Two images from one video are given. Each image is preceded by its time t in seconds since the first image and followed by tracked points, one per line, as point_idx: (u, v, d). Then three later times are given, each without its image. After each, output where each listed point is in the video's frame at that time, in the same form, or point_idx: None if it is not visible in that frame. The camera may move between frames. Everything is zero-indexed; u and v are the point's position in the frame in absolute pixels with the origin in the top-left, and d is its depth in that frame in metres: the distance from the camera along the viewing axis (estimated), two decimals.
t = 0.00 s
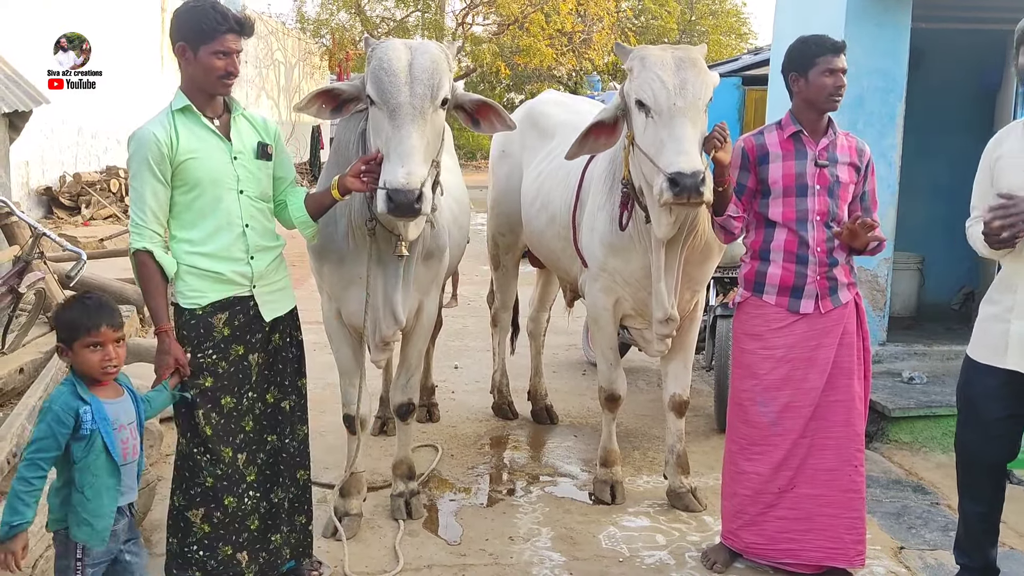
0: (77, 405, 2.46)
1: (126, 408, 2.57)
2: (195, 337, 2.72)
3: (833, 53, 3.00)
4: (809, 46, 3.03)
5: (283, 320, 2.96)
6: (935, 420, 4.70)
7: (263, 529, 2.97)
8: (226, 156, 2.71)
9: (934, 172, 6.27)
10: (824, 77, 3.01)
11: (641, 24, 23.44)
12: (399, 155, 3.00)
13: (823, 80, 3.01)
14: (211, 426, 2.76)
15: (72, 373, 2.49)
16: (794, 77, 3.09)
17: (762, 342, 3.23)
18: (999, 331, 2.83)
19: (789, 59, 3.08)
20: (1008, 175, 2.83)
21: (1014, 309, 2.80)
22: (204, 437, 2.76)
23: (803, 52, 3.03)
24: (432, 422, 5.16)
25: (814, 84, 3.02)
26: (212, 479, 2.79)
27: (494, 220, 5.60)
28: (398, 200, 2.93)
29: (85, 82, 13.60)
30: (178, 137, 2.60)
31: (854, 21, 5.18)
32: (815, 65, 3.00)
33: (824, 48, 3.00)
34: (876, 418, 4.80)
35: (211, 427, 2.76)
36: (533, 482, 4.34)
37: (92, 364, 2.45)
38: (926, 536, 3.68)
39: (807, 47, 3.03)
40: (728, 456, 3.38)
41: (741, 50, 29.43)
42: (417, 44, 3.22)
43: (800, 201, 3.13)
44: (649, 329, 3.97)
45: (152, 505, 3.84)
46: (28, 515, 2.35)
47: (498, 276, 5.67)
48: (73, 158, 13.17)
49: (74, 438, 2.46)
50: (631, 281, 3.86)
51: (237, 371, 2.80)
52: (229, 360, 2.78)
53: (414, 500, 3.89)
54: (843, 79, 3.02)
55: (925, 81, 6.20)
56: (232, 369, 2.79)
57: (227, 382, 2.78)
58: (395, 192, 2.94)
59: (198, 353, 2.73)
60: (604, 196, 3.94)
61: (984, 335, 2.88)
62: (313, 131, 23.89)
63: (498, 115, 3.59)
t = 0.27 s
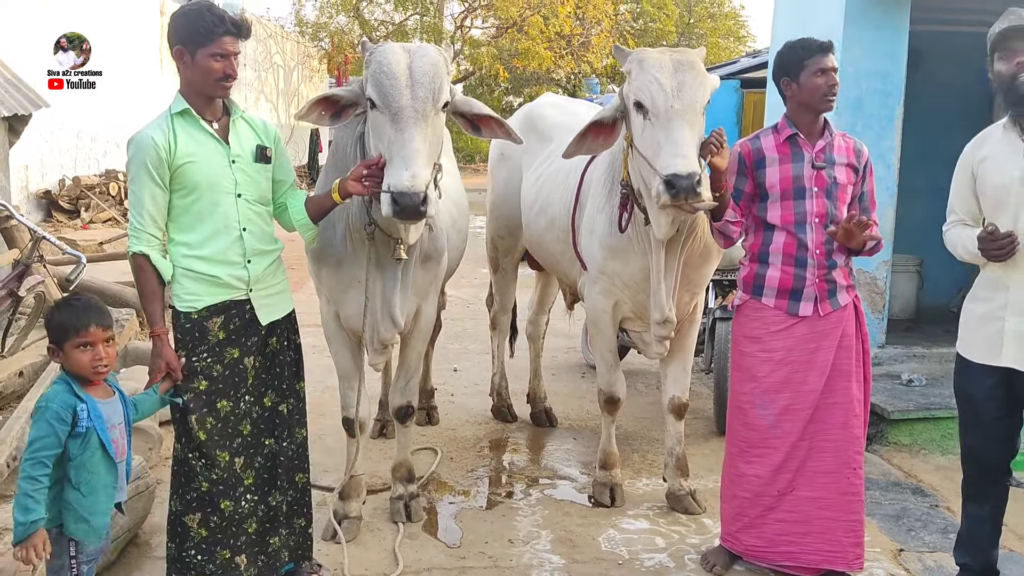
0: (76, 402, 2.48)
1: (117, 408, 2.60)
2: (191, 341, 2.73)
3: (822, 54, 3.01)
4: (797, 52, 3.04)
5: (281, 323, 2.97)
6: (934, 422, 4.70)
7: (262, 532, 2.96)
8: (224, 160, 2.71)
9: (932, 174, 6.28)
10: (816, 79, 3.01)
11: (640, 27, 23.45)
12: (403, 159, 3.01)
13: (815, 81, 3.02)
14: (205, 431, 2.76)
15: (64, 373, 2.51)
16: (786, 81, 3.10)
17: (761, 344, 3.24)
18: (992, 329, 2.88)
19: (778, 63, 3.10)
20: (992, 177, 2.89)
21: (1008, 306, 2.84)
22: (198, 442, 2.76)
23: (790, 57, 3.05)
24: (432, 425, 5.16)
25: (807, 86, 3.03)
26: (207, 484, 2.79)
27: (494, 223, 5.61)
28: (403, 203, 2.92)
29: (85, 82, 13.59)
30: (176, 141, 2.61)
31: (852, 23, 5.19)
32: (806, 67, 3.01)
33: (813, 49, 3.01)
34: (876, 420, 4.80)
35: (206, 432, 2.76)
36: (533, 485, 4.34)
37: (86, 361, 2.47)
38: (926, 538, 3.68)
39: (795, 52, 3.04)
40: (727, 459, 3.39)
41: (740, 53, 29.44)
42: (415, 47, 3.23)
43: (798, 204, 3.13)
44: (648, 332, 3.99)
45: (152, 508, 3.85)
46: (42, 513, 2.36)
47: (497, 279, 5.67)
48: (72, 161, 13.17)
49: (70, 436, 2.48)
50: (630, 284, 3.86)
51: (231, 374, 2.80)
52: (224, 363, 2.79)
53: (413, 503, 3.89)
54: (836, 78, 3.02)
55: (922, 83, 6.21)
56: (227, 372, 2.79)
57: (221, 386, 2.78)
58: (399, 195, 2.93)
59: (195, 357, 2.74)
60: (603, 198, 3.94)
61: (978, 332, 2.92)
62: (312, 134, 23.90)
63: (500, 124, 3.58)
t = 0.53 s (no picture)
0: (81, 403, 2.49)
1: (116, 411, 2.62)
2: (189, 343, 2.73)
3: (814, 55, 3.03)
4: (789, 55, 3.06)
5: (279, 327, 2.96)
6: (933, 424, 4.70)
7: (258, 535, 2.96)
8: (223, 163, 2.71)
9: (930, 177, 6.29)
10: (810, 80, 3.02)
11: (638, 30, 23.48)
12: (407, 162, 3.00)
13: (810, 82, 3.02)
14: (201, 434, 2.75)
15: (66, 375, 2.51)
16: (780, 86, 3.11)
17: (759, 347, 3.23)
18: (983, 332, 2.90)
19: (771, 68, 3.11)
20: (976, 178, 2.92)
21: (999, 308, 2.87)
22: (194, 445, 2.76)
23: (781, 62, 3.07)
24: (431, 428, 5.15)
25: (801, 88, 3.04)
26: (203, 486, 2.79)
27: (492, 226, 5.61)
28: (408, 206, 2.92)
29: (85, 83, 13.59)
30: (176, 144, 2.61)
31: (850, 26, 5.20)
32: (798, 69, 3.03)
33: (805, 51, 3.03)
34: (875, 422, 4.80)
35: (202, 434, 2.76)
36: (532, 488, 4.34)
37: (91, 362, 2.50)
38: (925, 540, 3.68)
39: (787, 56, 3.06)
40: (726, 461, 3.39)
41: (738, 55, 29.47)
42: (414, 51, 3.23)
43: (795, 206, 3.13)
44: (647, 334, 3.99)
45: (151, 512, 3.84)
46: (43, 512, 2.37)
47: (496, 282, 5.67)
48: (71, 164, 13.16)
49: (74, 437, 2.49)
50: (628, 286, 3.86)
51: (230, 377, 2.80)
52: (222, 367, 2.78)
53: (412, 506, 3.88)
54: (830, 79, 3.02)
55: (920, 85, 6.22)
56: (225, 375, 2.79)
57: (220, 389, 2.78)
58: (404, 198, 2.93)
59: (194, 360, 2.74)
60: (602, 201, 3.94)
61: (969, 334, 2.94)
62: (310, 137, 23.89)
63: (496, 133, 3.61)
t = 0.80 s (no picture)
0: (96, 410, 2.50)
1: (130, 414, 2.63)
2: (189, 345, 2.73)
3: (810, 57, 3.03)
4: (785, 57, 3.07)
5: (279, 329, 2.96)
6: (931, 425, 4.71)
7: (258, 536, 2.96)
8: (224, 165, 2.71)
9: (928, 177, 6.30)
10: (805, 81, 3.02)
11: (636, 31, 23.51)
12: (408, 163, 2.99)
13: (805, 83, 3.02)
14: (202, 435, 2.75)
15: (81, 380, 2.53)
16: (778, 87, 3.11)
17: (757, 347, 3.24)
18: (976, 334, 2.90)
19: (769, 69, 3.12)
20: (968, 179, 2.92)
21: (993, 309, 2.87)
22: (193, 447, 2.76)
23: (778, 63, 3.08)
24: (429, 429, 5.15)
25: (797, 88, 3.04)
26: (203, 488, 2.78)
27: (491, 227, 5.61)
28: (410, 206, 2.92)
29: (85, 83, 13.61)
30: (177, 145, 2.61)
31: (848, 26, 5.21)
32: (793, 71, 3.04)
33: (801, 52, 3.04)
34: (873, 423, 4.80)
35: (202, 436, 2.75)
36: (531, 489, 4.34)
37: (108, 368, 2.51)
38: (924, 541, 3.69)
39: (784, 57, 3.07)
40: (725, 461, 3.39)
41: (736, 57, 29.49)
42: (414, 53, 3.23)
43: (793, 207, 3.13)
44: (645, 335, 3.99)
45: (149, 514, 3.83)
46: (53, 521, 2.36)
47: (495, 283, 5.68)
48: (69, 166, 13.16)
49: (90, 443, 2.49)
50: (627, 288, 3.86)
51: (230, 379, 2.79)
52: (222, 368, 2.78)
53: (411, 508, 3.88)
54: (825, 79, 3.02)
55: (918, 86, 6.23)
56: (226, 377, 2.78)
57: (220, 391, 2.77)
58: (406, 197, 2.93)
59: (193, 362, 2.74)
60: (601, 202, 3.94)
61: (960, 335, 2.95)
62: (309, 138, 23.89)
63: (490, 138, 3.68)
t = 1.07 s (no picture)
0: (130, 407, 2.49)
1: (157, 408, 2.62)
2: (188, 345, 2.72)
3: (798, 56, 3.03)
4: (775, 57, 3.08)
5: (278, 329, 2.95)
6: (930, 424, 4.71)
7: (257, 535, 2.96)
8: (224, 166, 2.70)
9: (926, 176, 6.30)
10: (792, 82, 3.03)
11: (634, 31, 23.51)
12: (409, 164, 2.99)
13: (792, 84, 3.03)
14: (201, 435, 2.75)
15: (106, 379, 2.49)
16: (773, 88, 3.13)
17: (755, 347, 3.24)
18: (971, 331, 2.91)
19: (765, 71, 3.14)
20: (961, 176, 2.92)
21: (988, 306, 2.88)
22: (192, 447, 2.75)
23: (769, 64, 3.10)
24: (428, 429, 5.15)
25: (786, 89, 3.06)
26: (202, 489, 2.78)
27: (489, 227, 5.60)
28: (412, 207, 2.92)
29: (85, 83, 13.64)
30: (177, 146, 2.60)
31: (846, 25, 5.20)
32: (783, 70, 3.04)
33: (788, 53, 3.04)
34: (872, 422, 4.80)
35: (202, 436, 2.75)
36: (530, 489, 4.33)
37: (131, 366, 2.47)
38: (923, 540, 3.68)
39: (775, 58, 3.08)
40: (723, 460, 3.39)
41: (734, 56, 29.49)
42: (414, 54, 3.22)
43: (792, 206, 3.13)
44: (644, 335, 3.99)
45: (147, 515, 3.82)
46: (107, 520, 2.40)
47: (494, 283, 5.67)
48: (67, 166, 13.14)
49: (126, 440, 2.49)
50: (626, 287, 3.86)
51: (229, 379, 2.78)
52: (221, 369, 2.77)
53: (409, 508, 3.88)
54: (813, 79, 3.02)
55: (916, 85, 6.23)
56: (224, 377, 2.77)
57: (219, 392, 2.76)
58: (408, 199, 2.93)
59: (192, 362, 2.73)
60: (599, 202, 3.94)
61: (955, 333, 2.95)
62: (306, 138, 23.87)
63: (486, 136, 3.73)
